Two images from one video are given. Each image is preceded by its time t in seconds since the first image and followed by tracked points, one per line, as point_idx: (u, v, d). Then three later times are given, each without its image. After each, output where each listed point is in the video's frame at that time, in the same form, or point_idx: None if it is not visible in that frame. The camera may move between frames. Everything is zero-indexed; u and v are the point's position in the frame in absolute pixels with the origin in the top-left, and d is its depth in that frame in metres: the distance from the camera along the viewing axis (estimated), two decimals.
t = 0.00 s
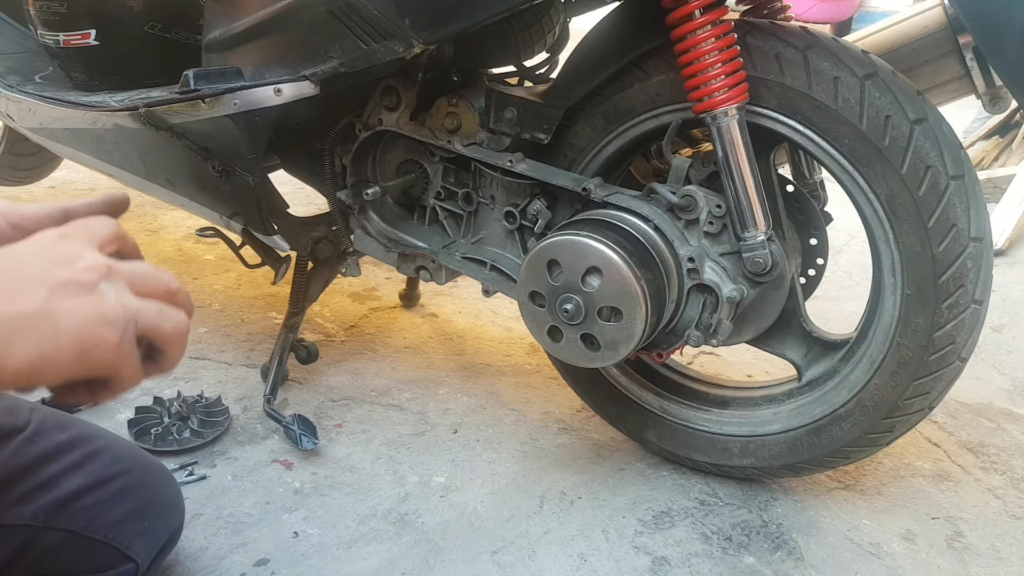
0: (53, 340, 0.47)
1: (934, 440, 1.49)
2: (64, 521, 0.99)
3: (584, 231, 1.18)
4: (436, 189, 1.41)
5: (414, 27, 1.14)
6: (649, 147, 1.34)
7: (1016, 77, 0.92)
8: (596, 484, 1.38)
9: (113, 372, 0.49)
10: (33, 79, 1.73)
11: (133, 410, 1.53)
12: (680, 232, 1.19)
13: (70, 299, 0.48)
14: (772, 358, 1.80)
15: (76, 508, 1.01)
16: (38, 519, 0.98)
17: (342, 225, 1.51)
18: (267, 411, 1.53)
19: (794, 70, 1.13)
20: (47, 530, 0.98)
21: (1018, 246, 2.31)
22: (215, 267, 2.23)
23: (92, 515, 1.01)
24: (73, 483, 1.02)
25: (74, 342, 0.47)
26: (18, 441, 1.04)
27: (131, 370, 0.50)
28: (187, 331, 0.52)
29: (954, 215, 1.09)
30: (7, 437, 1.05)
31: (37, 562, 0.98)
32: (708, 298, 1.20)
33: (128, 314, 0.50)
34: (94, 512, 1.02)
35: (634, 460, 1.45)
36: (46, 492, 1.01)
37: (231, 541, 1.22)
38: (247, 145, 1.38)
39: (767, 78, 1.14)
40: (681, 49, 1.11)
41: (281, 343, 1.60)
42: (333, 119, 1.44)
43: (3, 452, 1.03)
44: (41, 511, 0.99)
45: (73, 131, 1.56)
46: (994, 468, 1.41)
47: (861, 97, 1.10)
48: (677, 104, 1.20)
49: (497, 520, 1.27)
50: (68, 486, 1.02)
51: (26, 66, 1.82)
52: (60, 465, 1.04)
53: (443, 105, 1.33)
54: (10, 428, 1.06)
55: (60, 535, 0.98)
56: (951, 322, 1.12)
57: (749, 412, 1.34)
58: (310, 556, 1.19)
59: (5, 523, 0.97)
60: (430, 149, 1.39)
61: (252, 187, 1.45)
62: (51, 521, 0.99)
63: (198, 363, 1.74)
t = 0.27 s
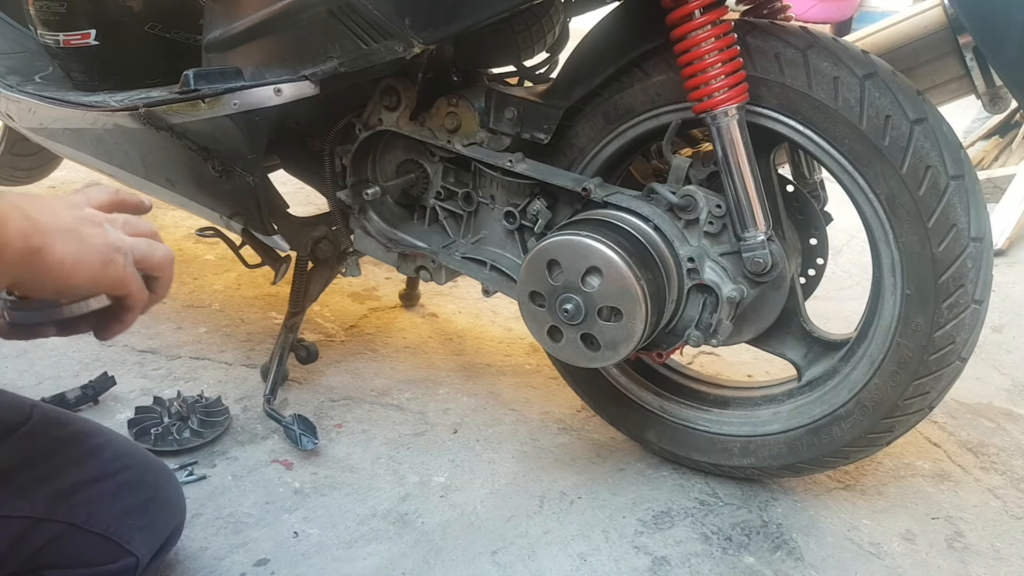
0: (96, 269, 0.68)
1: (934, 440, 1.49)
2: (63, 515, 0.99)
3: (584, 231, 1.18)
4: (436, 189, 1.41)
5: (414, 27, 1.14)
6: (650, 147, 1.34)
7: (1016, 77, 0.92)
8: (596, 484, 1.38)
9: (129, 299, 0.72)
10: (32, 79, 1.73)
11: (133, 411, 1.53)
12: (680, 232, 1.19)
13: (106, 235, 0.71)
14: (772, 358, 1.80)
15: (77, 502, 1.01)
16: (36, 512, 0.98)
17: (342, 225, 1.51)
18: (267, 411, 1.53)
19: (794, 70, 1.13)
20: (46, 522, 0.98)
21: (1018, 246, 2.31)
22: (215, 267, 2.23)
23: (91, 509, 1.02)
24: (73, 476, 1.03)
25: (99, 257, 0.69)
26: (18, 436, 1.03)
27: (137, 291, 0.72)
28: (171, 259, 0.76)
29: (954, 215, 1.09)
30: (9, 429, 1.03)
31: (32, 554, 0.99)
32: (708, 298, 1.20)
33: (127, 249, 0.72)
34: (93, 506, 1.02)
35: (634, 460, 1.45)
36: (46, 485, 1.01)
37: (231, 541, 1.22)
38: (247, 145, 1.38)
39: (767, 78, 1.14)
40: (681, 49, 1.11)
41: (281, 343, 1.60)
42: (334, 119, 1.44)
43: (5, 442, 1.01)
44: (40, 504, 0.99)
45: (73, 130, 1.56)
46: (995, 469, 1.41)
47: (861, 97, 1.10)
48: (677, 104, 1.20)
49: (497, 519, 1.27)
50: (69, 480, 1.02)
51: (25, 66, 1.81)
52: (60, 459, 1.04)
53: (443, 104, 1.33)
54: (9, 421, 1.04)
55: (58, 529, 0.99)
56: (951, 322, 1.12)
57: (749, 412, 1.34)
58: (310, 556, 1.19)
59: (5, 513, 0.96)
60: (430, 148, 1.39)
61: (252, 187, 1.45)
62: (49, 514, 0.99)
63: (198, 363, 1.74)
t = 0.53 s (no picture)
0: (187, 301, 0.70)
1: (935, 440, 1.49)
2: (62, 505, 0.99)
3: (584, 231, 1.18)
4: (436, 189, 1.41)
5: (414, 27, 1.14)
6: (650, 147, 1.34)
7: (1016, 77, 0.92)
8: (596, 484, 1.38)
9: (195, 327, 0.72)
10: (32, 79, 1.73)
11: (133, 411, 1.53)
12: (680, 233, 1.19)
13: (181, 268, 0.71)
14: (772, 358, 1.80)
15: (75, 492, 1.02)
16: (35, 501, 0.98)
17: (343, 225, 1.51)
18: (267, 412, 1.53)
19: (794, 70, 1.13)
20: (45, 513, 0.98)
21: (1018, 246, 2.31)
22: (215, 267, 2.23)
23: (91, 501, 1.02)
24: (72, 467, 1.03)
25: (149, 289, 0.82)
26: (15, 428, 1.04)
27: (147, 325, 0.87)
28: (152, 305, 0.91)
29: (954, 215, 1.09)
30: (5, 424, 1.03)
31: (29, 545, 0.98)
32: (708, 298, 1.19)
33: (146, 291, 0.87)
34: (93, 498, 1.03)
35: (634, 460, 1.45)
36: (44, 477, 1.00)
37: (231, 541, 1.22)
38: (247, 145, 1.38)
39: (767, 78, 1.14)
40: (681, 50, 1.11)
41: (281, 343, 1.60)
42: (334, 119, 1.44)
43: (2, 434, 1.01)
44: (39, 494, 0.98)
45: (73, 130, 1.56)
46: (995, 469, 1.41)
47: (861, 97, 1.10)
48: (677, 104, 1.20)
49: (497, 519, 1.27)
50: (68, 472, 1.02)
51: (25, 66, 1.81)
52: (57, 451, 1.04)
53: (443, 104, 1.33)
54: (8, 415, 1.06)
55: (57, 518, 0.99)
56: (951, 322, 1.12)
57: (749, 412, 1.34)
58: (309, 556, 1.19)
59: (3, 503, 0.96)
60: (430, 149, 1.39)
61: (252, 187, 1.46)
62: (49, 504, 0.99)
63: (198, 363, 1.74)
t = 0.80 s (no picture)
0: (216, 372, 0.99)
1: (935, 440, 1.49)
2: (58, 497, 1.00)
3: (584, 231, 1.18)
4: (436, 189, 1.41)
5: (414, 27, 1.14)
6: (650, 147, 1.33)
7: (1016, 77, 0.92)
8: (596, 484, 1.38)
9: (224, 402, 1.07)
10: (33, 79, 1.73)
11: (133, 411, 1.53)
12: (680, 232, 1.19)
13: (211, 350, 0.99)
14: (772, 358, 1.80)
15: (70, 485, 1.02)
16: (31, 493, 0.99)
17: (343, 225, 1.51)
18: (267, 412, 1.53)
19: (794, 70, 1.13)
20: (41, 504, 0.99)
21: (1018, 246, 2.31)
22: (215, 267, 2.23)
23: (89, 494, 1.03)
24: (68, 460, 1.03)
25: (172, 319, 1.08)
26: (10, 422, 1.02)
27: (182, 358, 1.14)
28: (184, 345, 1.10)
29: (954, 215, 1.09)
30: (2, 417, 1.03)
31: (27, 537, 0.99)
32: (708, 298, 1.19)
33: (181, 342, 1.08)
34: (90, 491, 1.03)
35: (634, 460, 1.45)
36: (40, 469, 1.01)
37: (231, 541, 1.22)
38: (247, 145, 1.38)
39: (766, 78, 1.14)
40: (681, 49, 1.11)
41: (281, 343, 1.60)
42: (333, 119, 1.44)
43: None
44: (34, 486, 0.99)
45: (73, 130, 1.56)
46: (995, 469, 1.41)
47: (861, 97, 1.10)
48: (677, 103, 1.20)
49: (497, 519, 1.27)
50: (63, 464, 1.03)
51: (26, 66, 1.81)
52: (53, 445, 1.04)
53: (443, 104, 1.33)
54: (3, 409, 1.04)
55: (53, 511, 1.00)
56: (951, 322, 1.12)
57: (749, 412, 1.34)
58: (309, 556, 1.19)
59: None
60: (430, 148, 1.39)
61: (252, 187, 1.46)
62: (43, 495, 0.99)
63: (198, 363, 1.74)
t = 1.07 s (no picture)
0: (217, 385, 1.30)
1: (935, 440, 1.49)
2: (60, 491, 1.00)
3: (584, 231, 1.18)
4: (436, 189, 1.41)
5: (414, 27, 1.14)
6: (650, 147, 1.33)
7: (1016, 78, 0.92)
8: (596, 484, 1.38)
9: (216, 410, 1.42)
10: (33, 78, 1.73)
11: (134, 411, 1.53)
12: (680, 232, 1.19)
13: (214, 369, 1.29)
14: (772, 358, 1.80)
15: (71, 481, 1.02)
16: (34, 486, 0.99)
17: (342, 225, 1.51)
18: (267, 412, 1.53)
19: (794, 70, 1.13)
20: (43, 497, 0.99)
21: (1017, 246, 2.31)
22: (215, 267, 2.23)
23: (91, 489, 1.03)
24: (69, 456, 1.03)
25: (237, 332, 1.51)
26: (10, 418, 1.03)
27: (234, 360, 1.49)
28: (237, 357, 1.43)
29: (954, 215, 1.09)
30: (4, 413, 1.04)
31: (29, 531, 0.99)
32: (709, 298, 1.19)
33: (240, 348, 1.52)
34: (92, 487, 1.03)
35: (634, 459, 1.45)
36: (42, 465, 1.02)
37: (231, 541, 1.22)
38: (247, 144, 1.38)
39: (766, 78, 1.14)
40: (681, 50, 1.11)
41: (281, 344, 1.60)
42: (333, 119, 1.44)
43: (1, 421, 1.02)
44: (36, 480, 1.00)
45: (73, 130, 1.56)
46: (995, 469, 1.41)
47: (861, 97, 1.10)
48: (677, 103, 1.20)
49: (497, 519, 1.27)
50: (64, 460, 1.03)
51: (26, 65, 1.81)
52: (54, 441, 1.04)
53: (443, 104, 1.33)
54: (5, 405, 1.05)
55: (55, 505, 1.00)
56: (951, 322, 1.12)
57: (749, 412, 1.34)
58: (309, 556, 1.19)
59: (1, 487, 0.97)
60: (430, 148, 1.39)
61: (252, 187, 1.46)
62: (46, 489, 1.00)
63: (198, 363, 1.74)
